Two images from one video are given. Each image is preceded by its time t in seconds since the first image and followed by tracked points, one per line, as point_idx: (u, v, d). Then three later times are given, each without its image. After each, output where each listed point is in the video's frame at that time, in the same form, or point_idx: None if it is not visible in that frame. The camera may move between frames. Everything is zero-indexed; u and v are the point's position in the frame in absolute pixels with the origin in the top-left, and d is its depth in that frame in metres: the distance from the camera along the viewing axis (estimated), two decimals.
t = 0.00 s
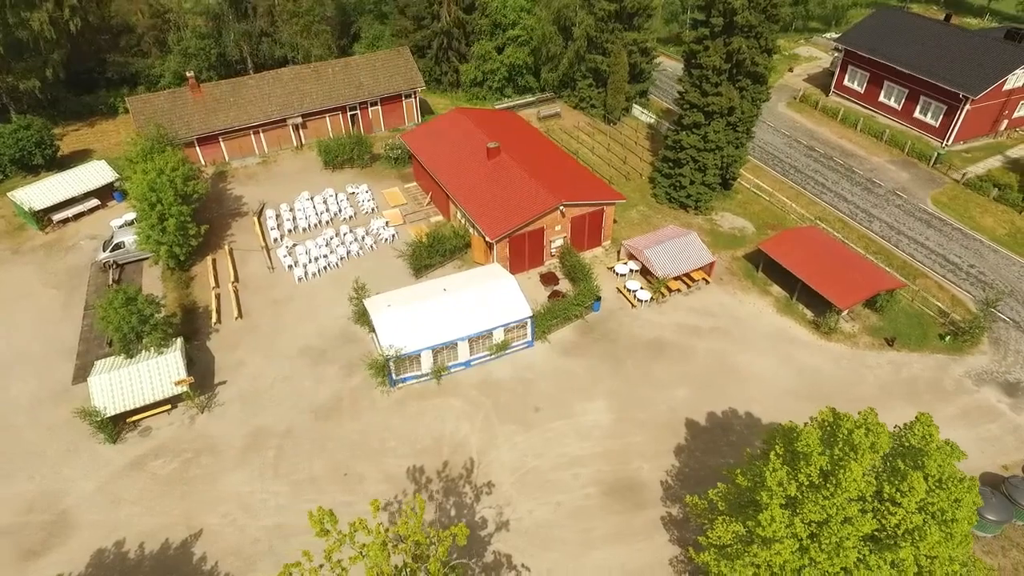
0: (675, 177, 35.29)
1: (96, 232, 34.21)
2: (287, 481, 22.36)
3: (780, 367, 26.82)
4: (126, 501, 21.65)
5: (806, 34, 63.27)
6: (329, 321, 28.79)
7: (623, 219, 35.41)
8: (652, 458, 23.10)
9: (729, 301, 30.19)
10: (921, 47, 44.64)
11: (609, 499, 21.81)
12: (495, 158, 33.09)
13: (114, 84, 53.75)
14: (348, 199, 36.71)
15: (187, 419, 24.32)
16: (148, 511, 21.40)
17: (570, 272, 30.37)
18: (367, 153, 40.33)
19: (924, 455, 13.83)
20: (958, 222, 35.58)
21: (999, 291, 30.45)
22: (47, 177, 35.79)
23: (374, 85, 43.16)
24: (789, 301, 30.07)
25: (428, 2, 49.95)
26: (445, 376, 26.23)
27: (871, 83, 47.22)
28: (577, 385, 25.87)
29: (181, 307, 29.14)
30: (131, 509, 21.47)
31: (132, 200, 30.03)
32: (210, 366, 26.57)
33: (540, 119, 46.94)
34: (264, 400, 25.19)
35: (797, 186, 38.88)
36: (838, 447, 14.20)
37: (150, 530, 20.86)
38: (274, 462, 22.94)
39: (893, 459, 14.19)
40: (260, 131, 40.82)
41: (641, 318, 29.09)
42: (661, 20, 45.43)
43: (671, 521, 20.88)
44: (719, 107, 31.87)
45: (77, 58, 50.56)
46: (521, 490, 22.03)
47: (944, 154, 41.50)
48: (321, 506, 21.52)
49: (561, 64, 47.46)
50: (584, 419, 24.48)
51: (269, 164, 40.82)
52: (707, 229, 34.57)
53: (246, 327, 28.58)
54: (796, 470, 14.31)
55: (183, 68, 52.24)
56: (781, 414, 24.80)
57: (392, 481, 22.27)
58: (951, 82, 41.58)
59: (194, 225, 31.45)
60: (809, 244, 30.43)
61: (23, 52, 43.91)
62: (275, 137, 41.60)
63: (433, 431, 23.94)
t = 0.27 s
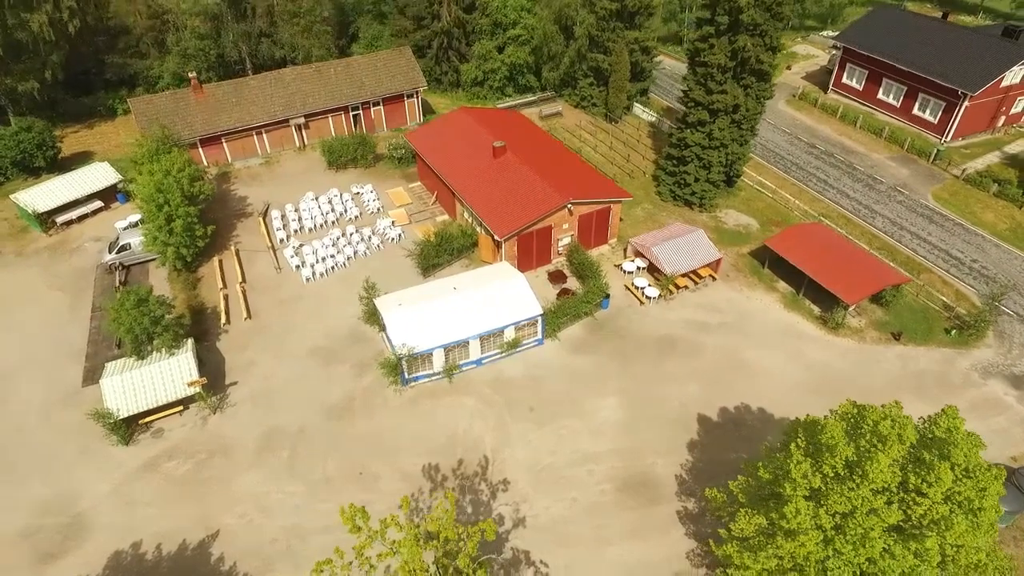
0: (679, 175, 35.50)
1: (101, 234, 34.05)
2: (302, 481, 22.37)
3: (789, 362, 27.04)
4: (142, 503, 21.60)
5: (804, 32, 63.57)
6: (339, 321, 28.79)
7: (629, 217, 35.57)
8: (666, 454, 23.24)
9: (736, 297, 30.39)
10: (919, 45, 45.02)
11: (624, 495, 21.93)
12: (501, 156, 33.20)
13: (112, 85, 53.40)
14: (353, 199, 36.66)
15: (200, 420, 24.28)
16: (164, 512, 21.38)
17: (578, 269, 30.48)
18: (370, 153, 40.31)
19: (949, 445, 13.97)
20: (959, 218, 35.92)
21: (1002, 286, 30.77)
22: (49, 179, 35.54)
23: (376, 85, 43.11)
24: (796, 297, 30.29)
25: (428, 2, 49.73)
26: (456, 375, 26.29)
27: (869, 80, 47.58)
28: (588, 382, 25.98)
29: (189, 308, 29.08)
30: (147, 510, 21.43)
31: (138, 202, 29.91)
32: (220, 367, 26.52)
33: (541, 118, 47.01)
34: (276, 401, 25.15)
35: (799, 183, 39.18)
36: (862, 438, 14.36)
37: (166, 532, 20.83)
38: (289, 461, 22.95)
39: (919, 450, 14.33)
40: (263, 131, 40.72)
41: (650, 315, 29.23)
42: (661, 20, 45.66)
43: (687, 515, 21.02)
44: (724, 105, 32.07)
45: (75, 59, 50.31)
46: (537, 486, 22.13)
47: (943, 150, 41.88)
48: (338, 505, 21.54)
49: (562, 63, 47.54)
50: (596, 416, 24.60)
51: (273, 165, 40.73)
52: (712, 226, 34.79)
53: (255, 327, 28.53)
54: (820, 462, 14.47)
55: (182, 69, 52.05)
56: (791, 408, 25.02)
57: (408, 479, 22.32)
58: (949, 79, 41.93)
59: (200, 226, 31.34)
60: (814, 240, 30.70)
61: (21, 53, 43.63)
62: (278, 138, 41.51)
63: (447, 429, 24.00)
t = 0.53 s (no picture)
0: (685, 172, 35.69)
1: (106, 236, 33.87)
2: (321, 480, 22.37)
3: (799, 356, 27.30)
4: (160, 505, 21.55)
5: (801, 30, 63.89)
6: (351, 321, 28.81)
7: (635, 215, 35.76)
8: (682, 448, 23.41)
9: (745, 293, 30.63)
10: (917, 42, 45.50)
11: (643, 489, 22.08)
12: (508, 155, 33.30)
13: (110, 87, 53.06)
14: (359, 199, 36.61)
15: (215, 422, 24.22)
16: (184, 513, 21.32)
17: (587, 267, 30.62)
18: (375, 153, 40.29)
19: (979, 435, 14.12)
20: (960, 212, 36.36)
21: (1006, 279, 31.18)
22: (52, 181, 35.24)
23: (379, 85, 43.04)
24: (804, 292, 30.54)
25: (428, 2, 49.67)
26: (470, 373, 26.35)
27: (868, 77, 48.04)
28: (602, 379, 26.13)
29: (200, 309, 28.98)
30: (166, 512, 21.38)
31: (147, 203, 29.76)
32: (233, 368, 26.47)
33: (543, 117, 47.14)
34: (291, 401, 25.14)
35: (802, 179, 39.50)
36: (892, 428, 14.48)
37: (186, 533, 20.78)
38: (307, 461, 22.95)
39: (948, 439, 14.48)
40: (266, 132, 40.58)
41: (660, 312, 29.40)
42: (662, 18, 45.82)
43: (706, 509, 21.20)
44: (730, 102, 32.29)
45: (73, 60, 49.97)
46: (556, 483, 22.24)
47: (942, 146, 42.36)
48: (358, 504, 21.57)
49: (563, 62, 47.66)
50: (611, 412, 24.73)
51: (276, 166, 40.61)
52: (718, 223, 35.03)
53: (266, 328, 28.49)
54: (849, 453, 14.66)
55: (181, 70, 51.79)
56: (804, 401, 25.28)
57: (427, 477, 22.37)
58: (948, 76, 42.40)
59: (208, 227, 31.22)
60: (821, 235, 30.99)
61: (19, 56, 43.27)
62: (281, 139, 41.39)
63: (463, 427, 24.06)
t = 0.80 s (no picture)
0: (690, 169, 35.89)
1: (112, 238, 33.66)
2: (339, 480, 22.35)
3: (810, 351, 27.54)
4: (179, 506, 21.46)
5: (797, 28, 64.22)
6: (363, 320, 28.80)
7: (641, 212, 35.92)
8: (699, 443, 23.56)
9: (753, 288, 30.85)
10: (915, 39, 45.91)
11: (662, 484, 22.21)
12: (516, 154, 33.41)
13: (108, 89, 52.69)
14: (365, 199, 36.54)
15: (231, 423, 24.12)
16: (203, 514, 21.25)
17: (597, 264, 30.73)
18: (379, 152, 40.26)
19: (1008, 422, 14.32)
20: (962, 206, 36.78)
21: (1010, 272, 31.57)
22: (56, 183, 34.91)
23: (382, 85, 42.98)
24: (812, 287, 30.78)
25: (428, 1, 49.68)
26: (484, 371, 26.40)
27: (867, 74, 48.46)
28: (616, 375, 26.23)
29: (210, 311, 28.85)
30: (185, 514, 21.29)
31: (155, 204, 29.60)
32: (246, 369, 26.38)
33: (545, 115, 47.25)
34: (306, 401, 25.09)
35: (805, 175, 39.81)
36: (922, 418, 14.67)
37: (207, 534, 20.71)
38: (325, 461, 22.93)
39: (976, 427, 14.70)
40: (269, 133, 40.44)
41: (671, 308, 29.55)
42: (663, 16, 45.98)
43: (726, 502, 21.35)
44: (736, 99, 32.50)
45: (72, 62, 49.67)
46: (575, 479, 22.33)
47: (942, 141, 42.80)
48: (378, 503, 21.57)
49: (564, 61, 47.78)
50: (627, 408, 24.84)
51: (280, 166, 40.47)
52: (724, 220, 35.24)
53: (278, 329, 28.42)
54: (878, 443, 14.90)
55: (180, 72, 51.54)
56: (816, 395, 25.51)
57: (446, 475, 22.40)
58: (947, 72, 42.82)
59: (217, 228, 31.07)
60: (828, 231, 31.27)
61: (18, 58, 42.92)
62: (285, 139, 41.27)
63: (480, 425, 24.10)
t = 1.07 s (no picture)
0: (696, 167, 36.08)
1: (118, 240, 33.51)
2: (356, 478, 22.34)
3: (820, 346, 27.75)
4: (196, 507, 21.40)
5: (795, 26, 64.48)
6: (373, 320, 28.81)
7: (647, 210, 36.07)
8: (714, 438, 23.69)
9: (761, 284, 31.04)
10: (914, 36, 46.26)
11: (678, 479, 22.33)
12: (523, 152, 33.51)
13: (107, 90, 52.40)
14: (370, 198, 36.50)
15: (245, 423, 24.07)
16: (221, 515, 21.19)
17: (606, 262, 30.84)
18: (384, 152, 40.25)
19: None
20: (963, 202, 37.15)
21: (1013, 266, 31.93)
22: (60, 185, 34.70)
23: (385, 85, 42.93)
24: (819, 283, 31.00)
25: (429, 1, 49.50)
26: (497, 369, 26.46)
27: (866, 71, 48.80)
28: (629, 372, 26.34)
29: (220, 312, 28.78)
30: (202, 514, 21.22)
31: (163, 205, 29.47)
32: (258, 369, 26.33)
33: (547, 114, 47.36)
34: (320, 401, 25.07)
35: (807, 172, 40.07)
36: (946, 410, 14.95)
37: (225, 535, 20.66)
38: (341, 460, 22.93)
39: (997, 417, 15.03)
40: (273, 133, 40.32)
41: (680, 304, 29.69)
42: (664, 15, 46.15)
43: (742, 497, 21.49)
44: (741, 97, 32.70)
45: (71, 63, 49.38)
46: (591, 475, 22.43)
47: (942, 138, 43.18)
48: (396, 501, 21.58)
49: (566, 60, 47.89)
50: (641, 404, 24.96)
51: (284, 167, 40.38)
52: (730, 216, 35.45)
53: (289, 329, 28.39)
54: (902, 435, 15.18)
55: (180, 73, 51.37)
56: (827, 389, 25.71)
57: (463, 473, 22.44)
58: (946, 69, 43.18)
59: (224, 228, 30.95)
60: (834, 227, 31.52)
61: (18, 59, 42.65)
62: (288, 140, 41.17)
63: (495, 423, 24.16)
